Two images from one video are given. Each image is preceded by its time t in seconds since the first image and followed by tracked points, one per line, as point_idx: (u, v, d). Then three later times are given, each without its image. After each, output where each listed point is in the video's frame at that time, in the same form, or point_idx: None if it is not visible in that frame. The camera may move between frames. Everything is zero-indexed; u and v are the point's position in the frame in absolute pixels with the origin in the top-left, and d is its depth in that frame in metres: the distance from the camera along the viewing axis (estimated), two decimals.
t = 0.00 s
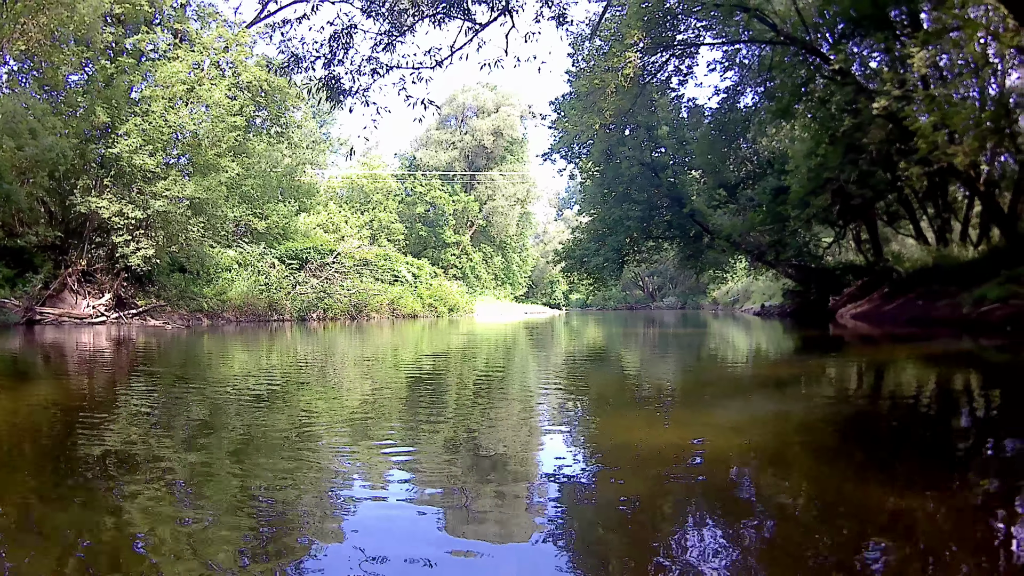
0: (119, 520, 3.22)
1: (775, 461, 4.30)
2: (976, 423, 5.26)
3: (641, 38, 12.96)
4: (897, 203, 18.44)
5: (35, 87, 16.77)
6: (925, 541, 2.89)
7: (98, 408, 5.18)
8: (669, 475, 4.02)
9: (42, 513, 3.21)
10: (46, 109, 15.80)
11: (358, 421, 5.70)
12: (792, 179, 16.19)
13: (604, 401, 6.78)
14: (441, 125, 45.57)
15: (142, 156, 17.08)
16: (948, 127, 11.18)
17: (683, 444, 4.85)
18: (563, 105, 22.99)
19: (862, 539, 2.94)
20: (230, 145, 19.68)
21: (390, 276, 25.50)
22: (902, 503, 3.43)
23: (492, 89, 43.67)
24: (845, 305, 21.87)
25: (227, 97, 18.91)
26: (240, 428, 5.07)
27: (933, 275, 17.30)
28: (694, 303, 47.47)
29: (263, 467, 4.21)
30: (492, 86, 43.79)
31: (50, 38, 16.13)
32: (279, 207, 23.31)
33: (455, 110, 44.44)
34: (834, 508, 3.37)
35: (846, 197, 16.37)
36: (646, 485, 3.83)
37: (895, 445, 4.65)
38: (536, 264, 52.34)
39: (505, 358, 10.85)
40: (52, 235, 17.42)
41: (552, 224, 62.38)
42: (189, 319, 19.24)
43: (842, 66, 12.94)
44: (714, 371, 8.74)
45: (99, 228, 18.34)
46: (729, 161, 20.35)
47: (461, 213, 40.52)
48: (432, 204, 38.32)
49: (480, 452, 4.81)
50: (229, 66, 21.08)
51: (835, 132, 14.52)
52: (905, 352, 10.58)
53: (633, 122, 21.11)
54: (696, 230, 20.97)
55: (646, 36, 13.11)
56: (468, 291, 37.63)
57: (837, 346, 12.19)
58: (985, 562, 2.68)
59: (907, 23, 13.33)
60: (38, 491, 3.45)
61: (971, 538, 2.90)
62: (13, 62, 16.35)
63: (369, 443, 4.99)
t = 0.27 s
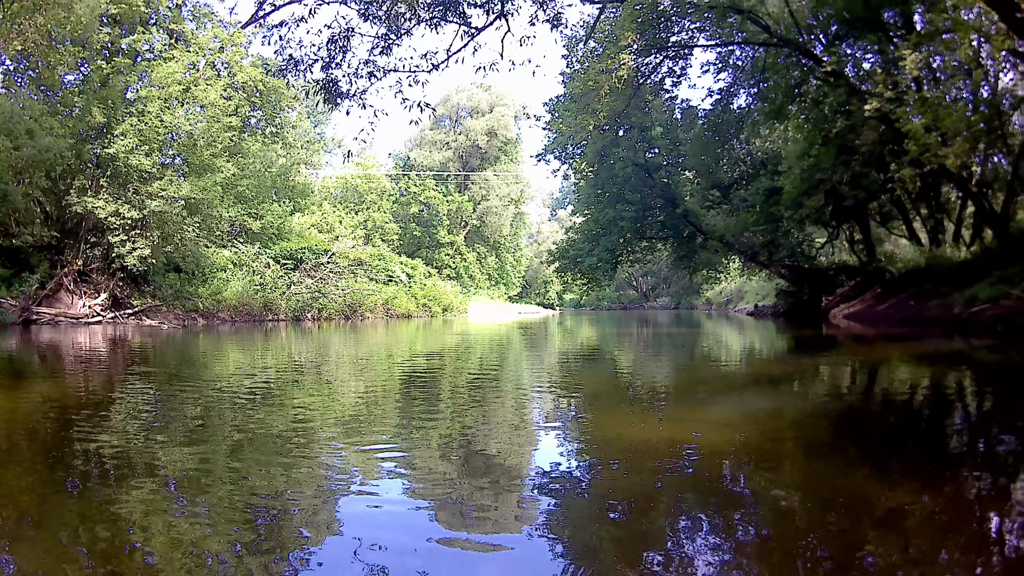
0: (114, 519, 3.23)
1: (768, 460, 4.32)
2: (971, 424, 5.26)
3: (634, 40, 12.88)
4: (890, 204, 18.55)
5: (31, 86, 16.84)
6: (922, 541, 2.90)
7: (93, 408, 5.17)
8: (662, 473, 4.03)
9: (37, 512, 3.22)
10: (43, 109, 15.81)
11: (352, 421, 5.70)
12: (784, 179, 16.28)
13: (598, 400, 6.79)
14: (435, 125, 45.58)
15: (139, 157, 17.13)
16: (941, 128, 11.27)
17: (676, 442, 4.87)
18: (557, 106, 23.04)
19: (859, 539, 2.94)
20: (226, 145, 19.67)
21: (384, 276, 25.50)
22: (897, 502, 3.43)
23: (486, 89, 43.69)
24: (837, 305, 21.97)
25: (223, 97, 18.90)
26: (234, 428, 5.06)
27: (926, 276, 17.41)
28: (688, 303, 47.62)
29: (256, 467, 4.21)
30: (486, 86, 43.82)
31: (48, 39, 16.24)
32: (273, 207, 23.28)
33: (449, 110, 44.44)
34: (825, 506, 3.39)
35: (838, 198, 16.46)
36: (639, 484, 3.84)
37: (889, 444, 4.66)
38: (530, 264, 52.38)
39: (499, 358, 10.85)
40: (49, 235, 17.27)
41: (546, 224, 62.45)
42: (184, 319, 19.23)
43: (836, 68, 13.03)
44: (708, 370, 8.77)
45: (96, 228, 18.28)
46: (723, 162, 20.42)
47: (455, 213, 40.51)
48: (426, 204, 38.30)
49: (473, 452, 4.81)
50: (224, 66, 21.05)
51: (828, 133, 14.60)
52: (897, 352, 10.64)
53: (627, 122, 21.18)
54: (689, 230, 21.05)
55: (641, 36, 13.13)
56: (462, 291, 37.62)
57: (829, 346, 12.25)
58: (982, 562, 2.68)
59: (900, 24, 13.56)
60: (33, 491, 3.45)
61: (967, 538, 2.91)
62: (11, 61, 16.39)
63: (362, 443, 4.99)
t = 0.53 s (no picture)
0: (104, 519, 3.23)
1: (755, 458, 4.37)
2: (955, 423, 5.33)
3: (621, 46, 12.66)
4: (877, 205, 18.73)
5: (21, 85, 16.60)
6: (907, 540, 2.93)
7: (83, 408, 5.16)
8: (650, 472, 4.07)
9: (28, 513, 3.22)
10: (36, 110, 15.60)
11: (341, 421, 5.71)
12: (771, 181, 16.43)
13: (586, 400, 6.83)
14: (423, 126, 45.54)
15: (131, 158, 17.09)
16: (925, 131, 11.44)
17: (663, 441, 4.91)
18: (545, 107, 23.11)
19: (844, 537, 2.98)
20: (216, 145, 19.62)
21: (373, 276, 25.48)
22: (883, 500, 3.47)
23: (475, 90, 43.73)
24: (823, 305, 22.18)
25: (213, 97, 18.82)
26: (224, 428, 5.06)
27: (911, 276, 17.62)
28: (676, 303, 47.90)
29: (246, 467, 4.22)
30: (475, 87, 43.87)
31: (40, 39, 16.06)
32: (263, 207, 23.20)
33: (437, 111, 44.41)
34: (811, 504, 3.43)
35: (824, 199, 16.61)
36: (626, 483, 3.88)
37: (875, 443, 4.71)
38: (518, 265, 52.45)
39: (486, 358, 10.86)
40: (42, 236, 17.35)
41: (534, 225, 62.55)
42: (175, 319, 19.29)
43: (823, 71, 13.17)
44: (696, 369, 8.84)
45: (88, 228, 18.27)
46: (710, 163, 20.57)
47: (443, 213, 40.49)
48: (414, 204, 38.25)
49: (461, 452, 4.84)
50: (214, 66, 20.93)
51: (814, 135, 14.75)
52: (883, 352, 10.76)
53: (614, 124, 21.28)
54: (677, 231, 21.16)
55: (629, 41, 13.23)
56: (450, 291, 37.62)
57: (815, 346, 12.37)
58: (966, 560, 2.72)
59: (887, 27, 13.73)
60: (24, 492, 3.45)
61: (951, 537, 2.95)
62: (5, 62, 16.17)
63: (350, 443, 5.00)
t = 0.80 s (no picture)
0: (99, 519, 3.23)
1: (744, 456, 4.41)
2: (942, 422, 5.41)
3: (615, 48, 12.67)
4: (866, 206, 18.89)
5: (16, 86, 16.23)
6: (897, 540, 2.95)
7: (77, 408, 5.14)
8: (641, 471, 4.10)
9: (22, 515, 3.22)
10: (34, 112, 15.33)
11: (333, 421, 5.71)
12: (761, 182, 16.54)
13: (576, 399, 6.86)
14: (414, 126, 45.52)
15: (126, 159, 17.09)
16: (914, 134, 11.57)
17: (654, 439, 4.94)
18: (536, 108, 23.17)
19: (834, 537, 3.01)
20: (211, 146, 19.62)
21: (364, 276, 25.47)
22: (874, 500, 3.50)
23: (466, 91, 43.77)
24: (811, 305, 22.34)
25: (207, 98, 18.80)
26: (216, 428, 5.06)
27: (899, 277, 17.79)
28: (666, 304, 48.15)
29: (239, 467, 4.22)
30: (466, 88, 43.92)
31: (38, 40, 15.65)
32: (256, 207, 23.15)
33: (429, 112, 44.41)
34: (800, 503, 3.47)
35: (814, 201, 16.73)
36: (618, 482, 3.90)
37: (865, 443, 4.73)
38: (509, 265, 52.51)
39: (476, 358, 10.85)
40: (36, 235, 17.37)
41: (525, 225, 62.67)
42: (168, 319, 19.31)
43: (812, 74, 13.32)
44: (685, 368, 8.92)
45: (82, 228, 18.28)
46: (701, 164, 20.71)
47: (435, 213, 40.50)
48: (405, 205, 38.23)
49: (453, 452, 4.84)
50: (209, 67, 20.86)
51: (804, 137, 14.88)
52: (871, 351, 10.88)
53: (605, 125, 21.35)
54: (667, 232, 21.27)
55: (620, 44, 13.31)
56: (441, 292, 37.63)
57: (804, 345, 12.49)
58: (956, 560, 2.74)
59: (878, 31, 13.88)
60: (18, 492, 3.45)
61: (941, 538, 2.97)
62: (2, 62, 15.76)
63: (341, 443, 5.00)
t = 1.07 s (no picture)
0: (91, 520, 3.23)
1: (735, 456, 4.43)
2: (931, 421, 5.47)
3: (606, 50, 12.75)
4: (857, 207, 19.01)
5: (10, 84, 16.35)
6: (889, 540, 2.98)
7: (69, 408, 5.12)
8: (633, 471, 4.11)
9: (15, 516, 3.22)
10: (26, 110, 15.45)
11: (325, 421, 5.71)
12: (753, 183, 16.63)
13: (568, 399, 6.88)
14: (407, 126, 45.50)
15: (121, 159, 17.05)
16: (903, 135, 11.68)
17: (645, 439, 4.97)
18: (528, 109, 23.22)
19: (824, 536, 3.03)
20: (205, 147, 19.61)
21: (357, 276, 25.45)
22: (866, 500, 3.52)
23: (459, 91, 43.82)
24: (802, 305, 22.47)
25: (201, 98, 18.77)
26: (209, 428, 5.05)
27: (889, 277, 17.94)
28: (659, 303, 48.28)
29: (232, 467, 4.22)
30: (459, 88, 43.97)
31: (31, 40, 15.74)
32: (250, 206, 23.05)
33: (421, 112, 44.41)
34: (790, 503, 3.50)
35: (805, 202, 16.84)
36: (610, 481, 3.91)
37: (858, 444, 4.75)
38: (501, 265, 52.54)
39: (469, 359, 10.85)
40: (31, 235, 17.23)
41: (517, 225, 62.73)
42: (163, 319, 18.99)
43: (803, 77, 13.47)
44: (676, 367, 8.97)
45: (77, 228, 18.20)
46: (693, 165, 20.81)
47: (427, 213, 40.47)
48: (398, 205, 38.19)
49: (447, 452, 4.84)
50: (203, 67, 20.83)
51: (795, 138, 14.98)
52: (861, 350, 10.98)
53: (597, 126, 21.40)
54: (659, 232, 21.34)
55: (612, 46, 13.36)
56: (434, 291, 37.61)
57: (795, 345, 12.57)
58: (945, 560, 2.77)
59: (868, 33, 14.00)
60: (11, 493, 3.44)
61: (932, 537, 3.00)
62: None
63: (334, 443, 5.00)
